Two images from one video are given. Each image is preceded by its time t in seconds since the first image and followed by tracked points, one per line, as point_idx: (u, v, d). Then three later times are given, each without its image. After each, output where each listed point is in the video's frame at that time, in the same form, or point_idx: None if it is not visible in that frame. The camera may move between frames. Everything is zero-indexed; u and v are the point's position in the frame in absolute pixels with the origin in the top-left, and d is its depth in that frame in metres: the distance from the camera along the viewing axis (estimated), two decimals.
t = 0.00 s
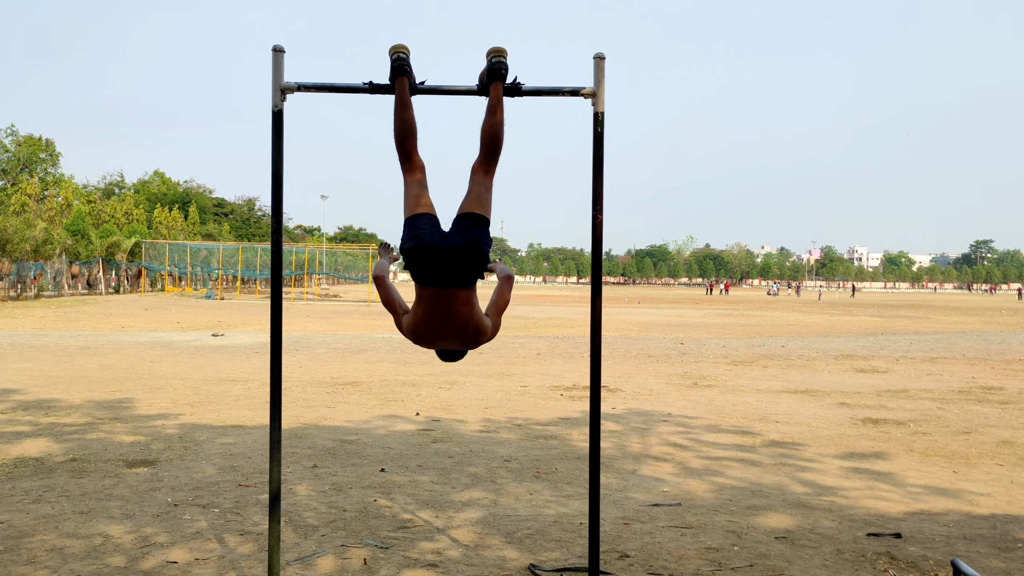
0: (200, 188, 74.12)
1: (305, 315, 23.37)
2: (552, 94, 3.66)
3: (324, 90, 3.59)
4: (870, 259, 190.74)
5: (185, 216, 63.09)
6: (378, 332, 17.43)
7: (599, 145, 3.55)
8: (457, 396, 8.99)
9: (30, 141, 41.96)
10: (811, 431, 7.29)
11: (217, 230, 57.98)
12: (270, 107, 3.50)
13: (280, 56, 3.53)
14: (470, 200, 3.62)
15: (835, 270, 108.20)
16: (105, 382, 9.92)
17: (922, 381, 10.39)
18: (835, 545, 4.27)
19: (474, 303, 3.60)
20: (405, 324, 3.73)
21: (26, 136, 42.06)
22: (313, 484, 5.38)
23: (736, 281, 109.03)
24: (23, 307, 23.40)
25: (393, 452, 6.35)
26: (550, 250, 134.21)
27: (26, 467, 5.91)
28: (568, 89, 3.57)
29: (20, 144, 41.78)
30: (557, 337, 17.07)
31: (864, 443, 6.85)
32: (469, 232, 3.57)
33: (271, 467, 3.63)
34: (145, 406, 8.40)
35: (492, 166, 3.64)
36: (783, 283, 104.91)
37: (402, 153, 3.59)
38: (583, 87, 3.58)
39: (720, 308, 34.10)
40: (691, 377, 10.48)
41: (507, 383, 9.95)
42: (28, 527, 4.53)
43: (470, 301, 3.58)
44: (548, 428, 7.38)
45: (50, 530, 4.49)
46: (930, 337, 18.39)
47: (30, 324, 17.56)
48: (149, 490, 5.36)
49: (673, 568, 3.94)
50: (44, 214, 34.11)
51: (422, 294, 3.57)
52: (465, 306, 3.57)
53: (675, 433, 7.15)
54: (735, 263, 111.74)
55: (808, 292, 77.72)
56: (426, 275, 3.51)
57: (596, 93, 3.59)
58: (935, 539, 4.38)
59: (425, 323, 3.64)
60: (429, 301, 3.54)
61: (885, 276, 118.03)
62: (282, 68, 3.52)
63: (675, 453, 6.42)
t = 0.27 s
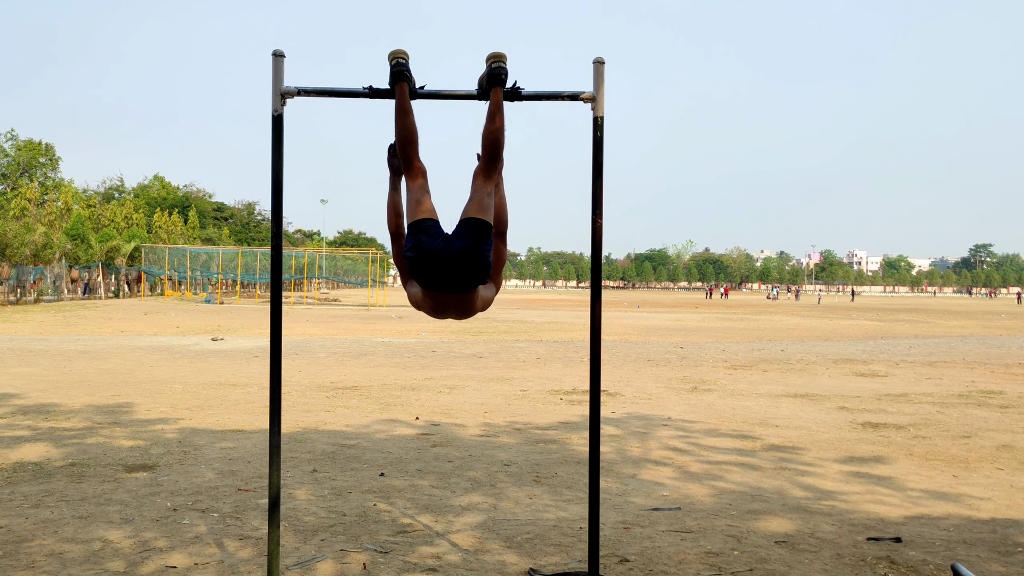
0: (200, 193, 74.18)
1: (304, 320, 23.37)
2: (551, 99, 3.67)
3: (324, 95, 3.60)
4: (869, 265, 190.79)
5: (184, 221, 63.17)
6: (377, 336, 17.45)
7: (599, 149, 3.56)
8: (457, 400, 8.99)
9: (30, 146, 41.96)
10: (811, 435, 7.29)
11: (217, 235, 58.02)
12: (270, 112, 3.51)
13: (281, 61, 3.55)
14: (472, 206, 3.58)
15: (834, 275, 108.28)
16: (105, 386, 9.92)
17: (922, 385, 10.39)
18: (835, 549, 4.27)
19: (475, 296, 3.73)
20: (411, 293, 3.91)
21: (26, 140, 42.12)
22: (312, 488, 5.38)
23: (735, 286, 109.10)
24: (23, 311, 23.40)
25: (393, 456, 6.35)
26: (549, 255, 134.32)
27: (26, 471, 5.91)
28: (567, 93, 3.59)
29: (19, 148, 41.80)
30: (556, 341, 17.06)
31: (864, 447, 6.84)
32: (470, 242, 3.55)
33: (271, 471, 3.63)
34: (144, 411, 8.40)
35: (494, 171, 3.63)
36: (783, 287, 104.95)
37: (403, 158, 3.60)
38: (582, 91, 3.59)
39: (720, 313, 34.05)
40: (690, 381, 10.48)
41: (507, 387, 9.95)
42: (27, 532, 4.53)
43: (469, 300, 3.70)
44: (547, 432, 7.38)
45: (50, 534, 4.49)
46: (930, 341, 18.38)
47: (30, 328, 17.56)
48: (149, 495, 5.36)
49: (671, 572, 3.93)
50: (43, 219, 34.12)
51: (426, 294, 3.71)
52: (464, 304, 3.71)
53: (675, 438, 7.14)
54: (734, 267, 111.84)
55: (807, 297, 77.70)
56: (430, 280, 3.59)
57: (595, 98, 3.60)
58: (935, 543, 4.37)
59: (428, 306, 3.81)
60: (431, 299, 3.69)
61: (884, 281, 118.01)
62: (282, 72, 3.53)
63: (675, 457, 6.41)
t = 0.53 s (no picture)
0: (199, 196, 74.22)
1: (303, 323, 23.37)
2: (550, 103, 3.67)
3: (324, 99, 3.60)
4: (869, 268, 190.85)
5: (184, 225, 63.22)
6: (377, 340, 17.45)
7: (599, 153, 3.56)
8: (456, 404, 8.98)
9: (30, 150, 41.99)
10: (811, 439, 7.29)
11: (216, 239, 58.05)
12: (270, 116, 3.52)
13: (280, 65, 3.55)
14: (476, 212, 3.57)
15: (834, 278, 108.36)
16: (104, 390, 9.92)
17: (922, 388, 10.38)
18: (835, 553, 4.26)
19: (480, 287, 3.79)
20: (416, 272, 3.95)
21: (26, 144, 42.16)
22: (312, 492, 5.38)
23: (734, 289, 109.14)
24: (23, 315, 23.41)
25: (393, 460, 6.34)
26: (548, 258, 134.37)
27: (25, 476, 5.90)
28: (567, 97, 3.59)
29: (19, 152, 41.85)
30: (556, 344, 17.06)
31: (864, 451, 6.84)
32: (475, 249, 3.58)
33: (270, 475, 3.63)
34: (144, 415, 8.39)
35: (495, 176, 3.62)
36: (782, 290, 104.97)
37: (404, 162, 3.60)
38: (581, 95, 3.60)
39: (719, 316, 34.02)
40: (690, 385, 10.47)
41: (506, 391, 9.95)
42: (27, 536, 4.52)
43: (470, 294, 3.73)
44: (547, 436, 7.37)
45: (49, 538, 4.48)
46: (930, 344, 18.37)
47: (29, 332, 17.58)
48: (148, 499, 5.35)
49: None
50: (43, 223, 34.15)
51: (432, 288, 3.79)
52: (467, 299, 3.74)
53: (675, 441, 7.14)
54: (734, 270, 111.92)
55: (807, 300, 77.71)
56: (435, 283, 3.65)
57: (594, 101, 3.61)
58: (936, 547, 4.37)
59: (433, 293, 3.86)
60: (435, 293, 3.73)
61: (884, 283, 118.03)
62: (282, 76, 3.54)
63: (675, 461, 6.41)
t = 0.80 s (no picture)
0: (200, 199, 74.29)
1: (304, 326, 23.38)
2: (551, 106, 3.68)
3: (325, 102, 3.61)
4: (870, 270, 190.74)
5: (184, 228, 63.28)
6: (378, 342, 17.45)
7: (598, 156, 3.57)
8: (457, 406, 8.98)
9: (31, 153, 42.04)
10: (812, 441, 7.28)
11: (217, 241, 58.08)
12: (270, 119, 3.52)
13: (281, 68, 3.56)
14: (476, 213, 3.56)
15: (835, 280, 108.37)
16: (105, 393, 9.93)
17: (923, 391, 10.37)
18: (836, 556, 4.26)
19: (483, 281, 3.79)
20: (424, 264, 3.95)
21: (27, 146, 42.21)
22: (312, 495, 5.38)
23: (735, 291, 109.13)
24: (24, 318, 23.44)
25: (393, 463, 6.34)
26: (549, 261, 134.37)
27: (26, 478, 5.90)
28: (567, 100, 3.60)
29: (20, 155, 41.91)
30: (557, 347, 17.06)
31: (865, 453, 6.83)
32: (475, 249, 3.58)
33: (271, 477, 3.63)
34: (144, 417, 8.40)
35: (496, 177, 3.61)
36: (783, 292, 104.91)
37: (404, 165, 3.60)
38: (581, 98, 3.60)
39: (720, 318, 33.98)
40: (691, 387, 10.48)
41: (507, 393, 9.95)
42: (27, 539, 4.52)
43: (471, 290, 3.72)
44: (548, 438, 7.37)
45: (49, 541, 4.49)
46: (931, 347, 18.34)
47: (30, 335, 17.59)
48: (148, 501, 5.36)
49: None
50: (44, 225, 34.19)
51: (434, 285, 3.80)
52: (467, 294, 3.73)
53: (676, 443, 7.14)
54: (735, 272, 111.88)
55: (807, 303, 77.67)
56: (438, 282, 3.67)
57: (595, 104, 3.61)
58: (937, 550, 4.37)
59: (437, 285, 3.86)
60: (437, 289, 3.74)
61: (885, 286, 117.96)
62: (283, 79, 3.54)
63: (676, 464, 6.40)
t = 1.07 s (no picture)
0: (203, 199, 74.39)
1: (307, 326, 23.40)
2: (554, 105, 3.68)
3: (328, 101, 3.61)
4: (873, 271, 190.42)
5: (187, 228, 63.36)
6: (380, 343, 17.45)
7: (601, 155, 3.57)
8: (460, 406, 8.99)
9: (35, 153, 42.15)
10: (815, 442, 7.28)
11: (220, 242, 58.16)
12: (273, 119, 3.53)
13: (284, 68, 3.56)
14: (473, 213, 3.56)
15: (838, 281, 108.23)
16: (109, 392, 9.94)
17: (926, 391, 10.36)
18: (839, 556, 4.26)
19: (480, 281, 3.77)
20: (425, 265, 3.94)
21: (30, 147, 42.28)
22: (315, 495, 5.38)
23: (738, 292, 109.05)
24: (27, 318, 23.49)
25: (396, 463, 6.34)
26: (552, 261, 134.33)
27: (29, 478, 5.91)
28: (570, 100, 3.60)
29: (24, 155, 41.99)
30: (559, 347, 17.06)
31: (868, 454, 6.82)
32: (472, 249, 3.57)
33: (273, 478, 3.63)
34: (148, 417, 8.41)
35: (496, 176, 3.62)
36: (786, 293, 104.81)
37: (406, 164, 3.61)
38: (584, 98, 3.60)
39: (723, 318, 33.94)
40: (693, 387, 10.47)
41: (510, 394, 9.95)
42: (31, 538, 4.53)
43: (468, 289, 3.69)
44: (550, 439, 7.37)
45: (53, 540, 4.49)
46: (934, 347, 18.31)
47: (34, 335, 17.63)
48: (152, 501, 5.36)
49: None
50: (48, 225, 34.25)
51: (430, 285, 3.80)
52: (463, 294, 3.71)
53: (679, 444, 7.14)
54: (738, 272, 111.79)
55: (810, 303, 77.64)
56: (435, 282, 3.66)
57: (598, 104, 3.61)
58: (940, 550, 4.36)
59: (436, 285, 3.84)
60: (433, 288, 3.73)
61: (888, 286, 117.77)
62: (286, 79, 3.55)
63: (678, 464, 6.40)
